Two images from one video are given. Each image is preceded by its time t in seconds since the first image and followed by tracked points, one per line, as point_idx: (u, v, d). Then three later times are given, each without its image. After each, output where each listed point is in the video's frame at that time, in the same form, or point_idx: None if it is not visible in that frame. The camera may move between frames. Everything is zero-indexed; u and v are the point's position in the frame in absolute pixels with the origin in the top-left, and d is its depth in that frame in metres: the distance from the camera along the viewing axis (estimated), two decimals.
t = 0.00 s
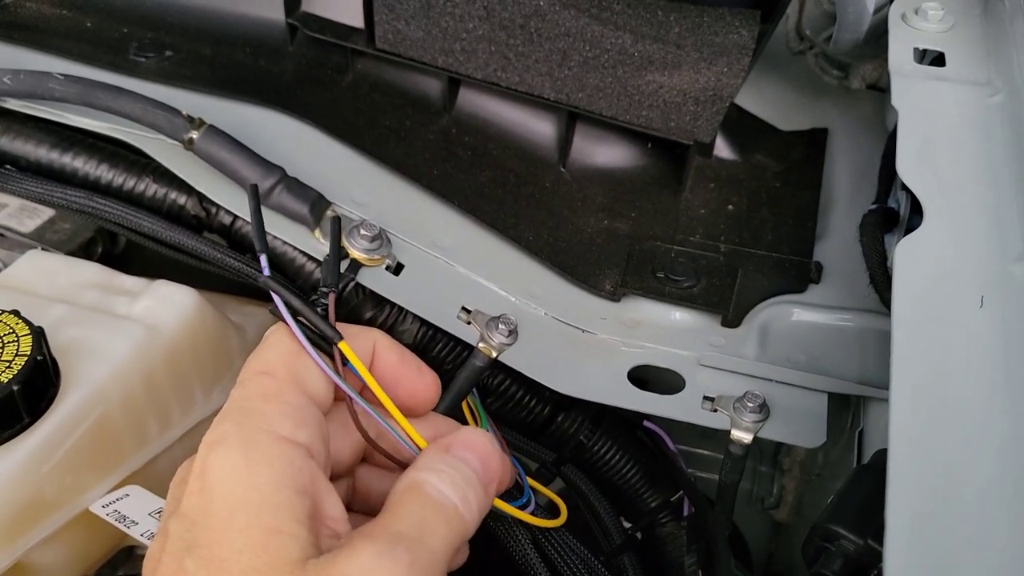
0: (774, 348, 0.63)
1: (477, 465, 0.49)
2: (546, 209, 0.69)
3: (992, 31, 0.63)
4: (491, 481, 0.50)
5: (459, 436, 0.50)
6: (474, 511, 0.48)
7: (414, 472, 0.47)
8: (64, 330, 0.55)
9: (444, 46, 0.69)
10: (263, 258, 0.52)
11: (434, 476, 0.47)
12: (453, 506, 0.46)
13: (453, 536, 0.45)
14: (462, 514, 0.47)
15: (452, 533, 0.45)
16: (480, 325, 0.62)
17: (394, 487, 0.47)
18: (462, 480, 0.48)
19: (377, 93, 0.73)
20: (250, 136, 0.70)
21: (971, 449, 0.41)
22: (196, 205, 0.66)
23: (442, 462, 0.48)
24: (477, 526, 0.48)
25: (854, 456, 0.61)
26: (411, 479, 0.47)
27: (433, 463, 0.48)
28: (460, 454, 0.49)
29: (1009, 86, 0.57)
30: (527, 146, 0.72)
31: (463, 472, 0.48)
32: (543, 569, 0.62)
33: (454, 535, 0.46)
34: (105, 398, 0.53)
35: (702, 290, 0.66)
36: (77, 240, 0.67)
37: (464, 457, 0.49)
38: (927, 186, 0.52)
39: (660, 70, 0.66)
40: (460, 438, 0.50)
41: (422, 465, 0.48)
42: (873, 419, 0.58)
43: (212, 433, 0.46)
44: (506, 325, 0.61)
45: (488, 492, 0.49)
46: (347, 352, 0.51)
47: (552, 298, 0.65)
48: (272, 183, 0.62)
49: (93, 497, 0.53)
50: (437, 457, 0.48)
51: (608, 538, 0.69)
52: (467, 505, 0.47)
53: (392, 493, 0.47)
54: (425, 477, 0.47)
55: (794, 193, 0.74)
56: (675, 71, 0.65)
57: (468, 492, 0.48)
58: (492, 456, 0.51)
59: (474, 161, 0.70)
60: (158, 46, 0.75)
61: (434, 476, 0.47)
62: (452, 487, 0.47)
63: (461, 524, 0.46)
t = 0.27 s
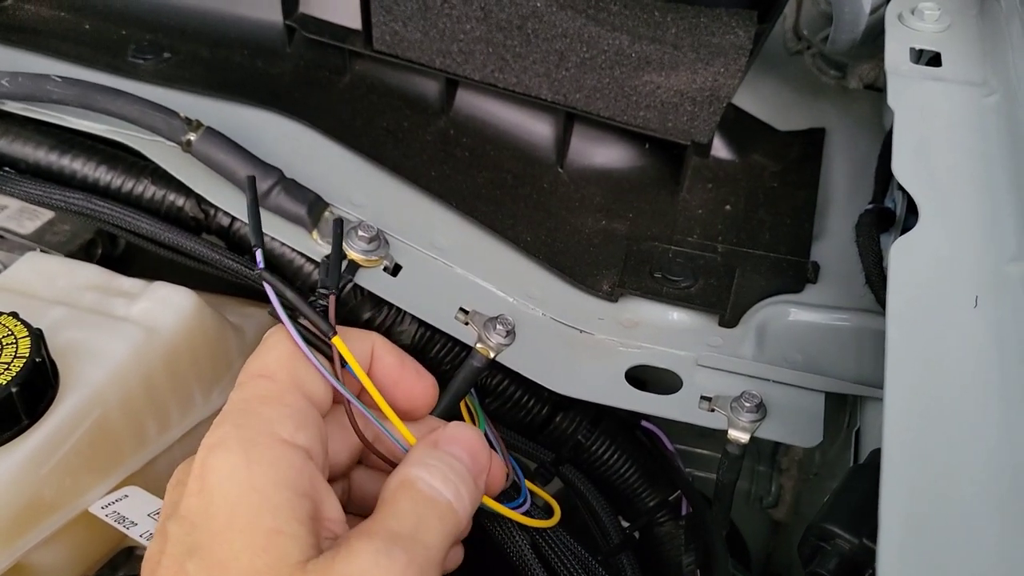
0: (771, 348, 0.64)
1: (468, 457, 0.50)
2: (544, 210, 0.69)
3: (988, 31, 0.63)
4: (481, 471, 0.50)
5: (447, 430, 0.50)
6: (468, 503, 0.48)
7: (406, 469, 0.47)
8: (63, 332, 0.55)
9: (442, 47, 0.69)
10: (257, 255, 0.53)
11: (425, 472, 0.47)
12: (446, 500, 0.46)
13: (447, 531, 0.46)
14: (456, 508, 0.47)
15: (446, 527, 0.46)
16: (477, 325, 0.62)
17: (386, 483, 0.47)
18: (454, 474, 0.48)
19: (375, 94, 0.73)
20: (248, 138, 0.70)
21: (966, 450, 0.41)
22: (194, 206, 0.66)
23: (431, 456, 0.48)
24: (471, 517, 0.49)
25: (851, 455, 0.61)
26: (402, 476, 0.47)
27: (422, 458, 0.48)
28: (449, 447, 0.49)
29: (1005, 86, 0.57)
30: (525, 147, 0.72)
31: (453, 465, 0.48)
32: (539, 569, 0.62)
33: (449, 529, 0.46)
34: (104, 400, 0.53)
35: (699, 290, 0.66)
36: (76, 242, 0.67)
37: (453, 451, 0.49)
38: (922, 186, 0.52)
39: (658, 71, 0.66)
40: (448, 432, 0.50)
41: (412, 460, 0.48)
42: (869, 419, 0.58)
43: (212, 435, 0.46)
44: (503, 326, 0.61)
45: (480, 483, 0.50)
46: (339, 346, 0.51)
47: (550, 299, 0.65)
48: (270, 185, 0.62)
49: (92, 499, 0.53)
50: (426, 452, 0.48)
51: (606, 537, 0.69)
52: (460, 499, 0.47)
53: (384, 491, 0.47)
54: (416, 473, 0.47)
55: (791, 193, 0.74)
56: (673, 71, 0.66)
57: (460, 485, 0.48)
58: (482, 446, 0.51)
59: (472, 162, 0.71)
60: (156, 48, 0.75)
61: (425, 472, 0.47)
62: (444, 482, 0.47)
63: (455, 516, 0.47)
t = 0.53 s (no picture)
0: (769, 344, 0.63)
1: (364, 394, 0.50)
2: (541, 207, 0.69)
3: (985, 26, 0.63)
4: (383, 405, 0.50)
5: (336, 373, 0.50)
6: (374, 443, 0.48)
7: (302, 423, 0.47)
8: (58, 331, 0.55)
9: (438, 44, 0.69)
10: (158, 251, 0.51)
11: (320, 422, 0.46)
12: (348, 444, 0.46)
13: (356, 472, 0.46)
14: (362, 451, 0.47)
15: (355, 471, 0.45)
16: (473, 323, 0.61)
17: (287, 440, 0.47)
18: (355, 420, 0.47)
19: (371, 92, 0.73)
20: (244, 135, 0.69)
21: (962, 447, 0.41)
22: (189, 204, 0.66)
23: (328, 406, 0.48)
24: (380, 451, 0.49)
25: (850, 452, 0.61)
26: (299, 430, 0.46)
27: (322, 406, 0.48)
28: (343, 392, 0.49)
29: (1002, 81, 0.57)
30: (522, 144, 0.72)
31: (356, 408, 0.48)
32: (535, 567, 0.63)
33: (360, 472, 0.46)
34: (98, 399, 0.53)
35: (696, 287, 0.66)
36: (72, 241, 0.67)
37: (349, 393, 0.49)
38: (918, 181, 0.52)
39: (654, 68, 0.65)
40: (340, 374, 0.50)
41: (310, 410, 0.47)
42: (867, 416, 0.58)
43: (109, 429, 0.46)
44: (500, 324, 0.61)
45: (383, 421, 0.50)
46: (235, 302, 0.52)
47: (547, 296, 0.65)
48: (265, 183, 0.62)
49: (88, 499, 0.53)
50: (324, 399, 0.48)
51: (605, 534, 0.69)
52: (364, 440, 0.47)
53: (285, 445, 0.46)
54: (314, 427, 0.46)
55: (790, 190, 0.74)
56: (669, 68, 0.65)
57: (363, 426, 0.48)
58: (375, 384, 0.51)
59: (469, 160, 0.71)
60: (152, 46, 0.75)
61: (321, 422, 0.46)
62: (345, 428, 0.47)
63: (360, 458, 0.47)
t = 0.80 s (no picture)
0: (773, 343, 0.63)
1: (440, 448, 0.49)
2: (545, 207, 0.69)
3: (987, 25, 0.63)
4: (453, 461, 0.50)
5: (423, 416, 0.49)
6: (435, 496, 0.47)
7: (377, 462, 0.46)
8: (63, 331, 0.55)
9: (441, 44, 0.69)
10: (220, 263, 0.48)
11: (394, 464, 0.46)
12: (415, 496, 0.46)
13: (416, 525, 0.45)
14: (424, 502, 0.46)
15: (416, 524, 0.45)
16: (478, 322, 0.62)
17: (353, 479, 0.46)
18: (426, 467, 0.47)
19: (374, 92, 0.73)
20: (248, 135, 0.69)
21: (968, 446, 0.41)
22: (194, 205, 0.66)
23: (404, 447, 0.47)
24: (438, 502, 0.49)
25: (854, 451, 0.61)
26: (373, 469, 0.46)
27: (397, 452, 0.47)
28: (423, 439, 0.48)
29: (1005, 79, 0.57)
30: (525, 143, 0.72)
31: (428, 459, 0.48)
32: (540, 564, 0.63)
33: (416, 518, 0.45)
34: (103, 399, 0.53)
35: (700, 286, 0.66)
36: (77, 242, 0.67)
37: (426, 442, 0.48)
38: (922, 179, 0.52)
39: (657, 67, 0.65)
40: (423, 420, 0.49)
41: (384, 453, 0.47)
42: (871, 414, 0.58)
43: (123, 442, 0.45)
44: (505, 323, 0.61)
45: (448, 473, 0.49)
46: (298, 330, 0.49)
47: (551, 296, 0.65)
48: (269, 183, 0.62)
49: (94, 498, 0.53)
50: (401, 443, 0.47)
51: (609, 533, 0.69)
52: (429, 495, 0.47)
53: (353, 488, 0.45)
54: (387, 466, 0.46)
55: (793, 189, 0.74)
56: (672, 67, 0.65)
57: (431, 478, 0.47)
58: (454, 438, 0.50)
59: (472, 159, 0.71)
60: (156, 47, 0.75)
61: (397, 466, 0.46)
62: (415, 476, 0.46)
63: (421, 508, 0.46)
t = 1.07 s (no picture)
0: (777, 343, 0.63)
1: (504, 509, 0.50)
2: (547, 207, 0.69)
3: (991, 23, 0.63)
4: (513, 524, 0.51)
5: (492, 474, 0.51)
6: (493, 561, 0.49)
7: (448, 515, 0.48)
8: (64, 334, 0.55)
9: (443, 44, 0.69)
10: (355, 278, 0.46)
11: (465, 519, 0.48)
12: (479, 556, 0.47)
13: None
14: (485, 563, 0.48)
15: None
16: (481, 324, 0.61)
17: (426, 524, 0.48)
18: (491, 526, 0.49)
19: (376, 92, 0.73)
20: (250, 136, 0.69)
21: (974, 444, 0.41)
22: (196, 206, 0.66)
23: (475, 504, 0.49)
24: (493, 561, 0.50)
25: (858, 452, 0.60)
26: (445, 522, 0.47)
27: (468, 507, 0.49)
28: (490, 497, 0.50)
29: (1010, 77, 0.56)
30: (527, 144, 0.72)
31: (492, 519, 0.49)
32: (544, 565, 0.62)
33: None
34: (105, 402, 0.53)
35: (704, 286, 0.66)
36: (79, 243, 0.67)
37: (493, 503, 0.50)
38: (928, 179, 0.52)
39: (660, 66, 0.66)
40: (493, 479, 0.51)
41: (456, 505, 0.48)
42: (876, 415, 0.58)
43: (226, 450, 0.44)
44: (508, 323, 0.61)
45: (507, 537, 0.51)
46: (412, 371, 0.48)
47: (554, 296, 0.65)
48: (271, 184, 0.62)
49: (96, 501, 0.53)
50: (470, 499, 0.49)
51: (612, 535, 0.68)
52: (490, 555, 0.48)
53: (423, 534, 0.47)
54: (459, 519, 0.48)
55: (796, 189, 0.74)
56: (675, 66, 0.66)
57: (492, 541, 0.49)
58: (518, 501, 0.51)
59: (474, 160, 0.70)
60: (157, 48, 0.74)
61: (467, 521, 0.48)
62: (482, 536, 0.48)
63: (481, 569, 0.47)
